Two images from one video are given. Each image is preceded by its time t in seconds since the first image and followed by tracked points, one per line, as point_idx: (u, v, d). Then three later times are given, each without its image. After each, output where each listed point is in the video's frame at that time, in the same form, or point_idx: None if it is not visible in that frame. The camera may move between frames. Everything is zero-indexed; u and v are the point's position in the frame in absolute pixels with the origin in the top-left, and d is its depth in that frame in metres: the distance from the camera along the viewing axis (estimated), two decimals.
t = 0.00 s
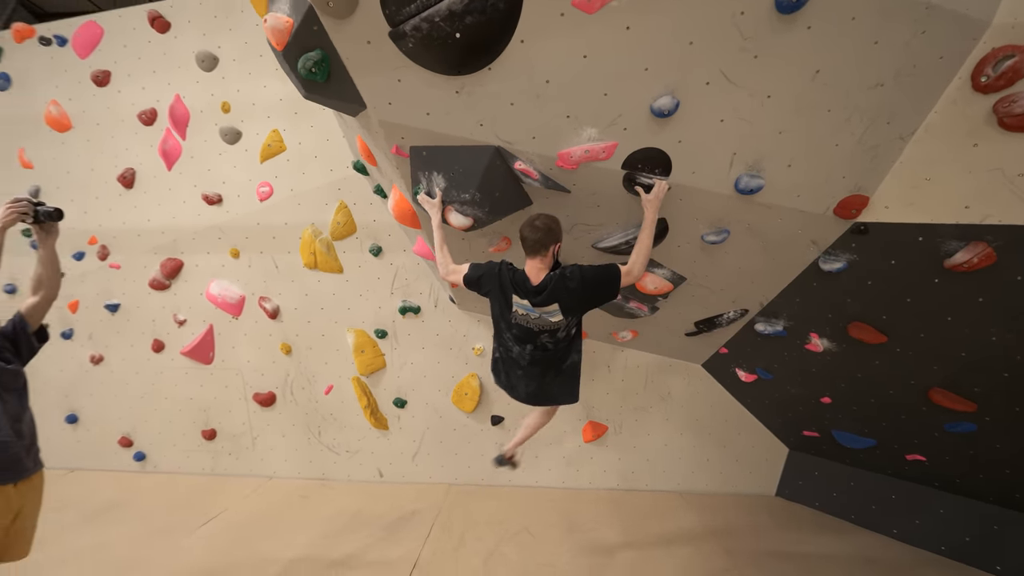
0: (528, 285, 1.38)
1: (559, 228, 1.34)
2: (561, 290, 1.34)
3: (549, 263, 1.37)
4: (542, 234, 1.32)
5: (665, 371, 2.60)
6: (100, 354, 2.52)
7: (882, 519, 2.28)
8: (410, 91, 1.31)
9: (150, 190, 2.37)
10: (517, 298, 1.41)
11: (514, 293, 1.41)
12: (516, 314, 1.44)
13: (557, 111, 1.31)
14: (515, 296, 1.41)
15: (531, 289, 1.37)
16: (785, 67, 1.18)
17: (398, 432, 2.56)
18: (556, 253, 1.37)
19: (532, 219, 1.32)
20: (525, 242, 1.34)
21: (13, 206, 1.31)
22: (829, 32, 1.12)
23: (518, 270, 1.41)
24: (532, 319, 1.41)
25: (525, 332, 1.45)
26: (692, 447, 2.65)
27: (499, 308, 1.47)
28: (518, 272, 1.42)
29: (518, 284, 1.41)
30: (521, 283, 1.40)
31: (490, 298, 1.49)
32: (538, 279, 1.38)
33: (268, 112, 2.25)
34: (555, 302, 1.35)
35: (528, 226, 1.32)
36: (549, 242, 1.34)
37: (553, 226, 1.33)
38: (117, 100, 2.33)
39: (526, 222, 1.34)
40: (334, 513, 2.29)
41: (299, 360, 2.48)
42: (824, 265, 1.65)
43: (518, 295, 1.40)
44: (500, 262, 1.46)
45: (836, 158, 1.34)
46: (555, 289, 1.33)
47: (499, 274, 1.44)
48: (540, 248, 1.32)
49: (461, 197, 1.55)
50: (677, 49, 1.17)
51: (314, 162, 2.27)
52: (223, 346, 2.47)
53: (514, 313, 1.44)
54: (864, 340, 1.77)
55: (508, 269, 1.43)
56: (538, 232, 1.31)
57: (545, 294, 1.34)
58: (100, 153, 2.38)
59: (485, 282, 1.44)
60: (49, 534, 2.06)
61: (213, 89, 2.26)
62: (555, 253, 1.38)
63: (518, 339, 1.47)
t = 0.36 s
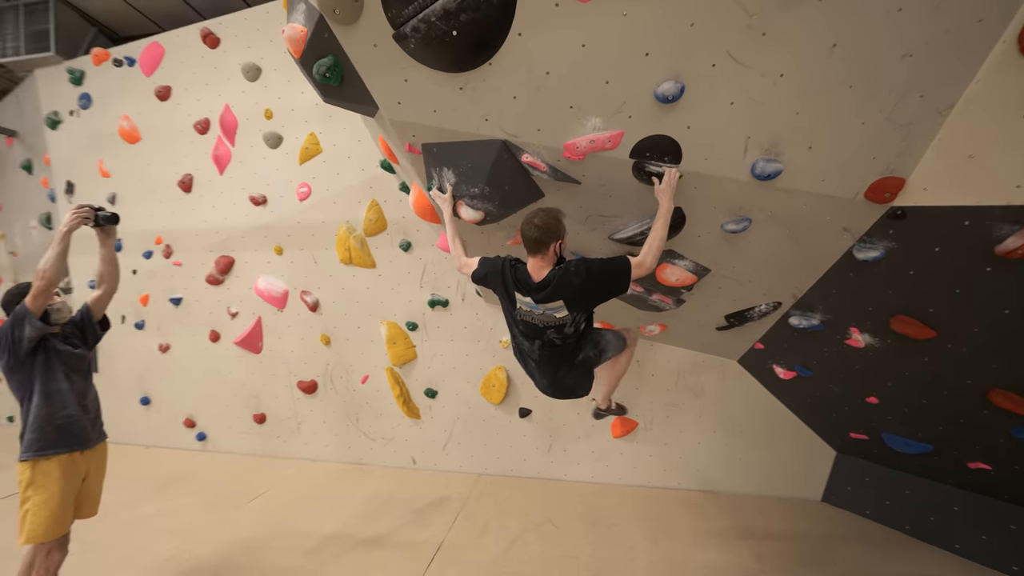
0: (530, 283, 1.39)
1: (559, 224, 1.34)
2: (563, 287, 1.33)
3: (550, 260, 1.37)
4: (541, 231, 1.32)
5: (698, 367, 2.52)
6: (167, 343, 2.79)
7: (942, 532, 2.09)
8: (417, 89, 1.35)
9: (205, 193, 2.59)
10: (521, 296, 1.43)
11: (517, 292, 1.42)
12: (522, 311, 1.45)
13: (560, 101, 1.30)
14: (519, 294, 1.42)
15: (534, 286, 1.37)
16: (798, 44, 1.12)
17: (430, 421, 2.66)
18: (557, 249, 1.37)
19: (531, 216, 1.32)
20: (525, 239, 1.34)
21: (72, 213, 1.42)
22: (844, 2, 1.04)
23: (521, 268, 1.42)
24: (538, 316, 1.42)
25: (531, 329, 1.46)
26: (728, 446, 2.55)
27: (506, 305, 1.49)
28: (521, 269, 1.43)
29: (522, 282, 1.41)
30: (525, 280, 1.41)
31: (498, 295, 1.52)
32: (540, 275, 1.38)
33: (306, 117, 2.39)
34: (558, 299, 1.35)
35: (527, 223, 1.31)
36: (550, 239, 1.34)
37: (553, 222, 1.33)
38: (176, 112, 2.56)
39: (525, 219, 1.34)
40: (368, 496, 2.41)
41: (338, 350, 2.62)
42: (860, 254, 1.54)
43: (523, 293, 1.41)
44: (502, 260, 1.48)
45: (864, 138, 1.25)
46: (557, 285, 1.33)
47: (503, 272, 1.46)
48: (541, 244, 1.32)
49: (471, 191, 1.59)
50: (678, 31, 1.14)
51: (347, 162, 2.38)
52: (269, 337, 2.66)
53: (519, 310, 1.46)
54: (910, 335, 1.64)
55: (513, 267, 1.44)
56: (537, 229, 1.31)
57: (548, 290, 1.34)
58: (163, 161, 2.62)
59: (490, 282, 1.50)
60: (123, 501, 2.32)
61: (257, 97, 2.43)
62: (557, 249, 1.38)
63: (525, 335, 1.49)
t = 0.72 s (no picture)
0: (516, 265, 1.35)
1: (549, 205, 1.32)
2: (553, 270, 1.29)
3: (540, 242, 1.34)
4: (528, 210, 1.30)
5: (717, 378, 2.43)
6: (194, 350, 2.91)
7: (990, 562, 1.91)
8: (413, 98, 1.38)
9: (231, 206, 2.71)
10: (507, 280, 1.40)
11: (504, 274, 1.39)
12: (506, 297, 1.41)
13: (552, 105, 1.30)
14: (505, 277, 1.39)
15: (522, 268, 1.33)
16: (792, 37, 1.07)
17: (443, 430, 2.65)
18: (548, 233, 1.34)
19: (520, 197, 1.32)
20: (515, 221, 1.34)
21: (92, 224, 1.52)
22: None
23: (508, 252, 1.39)
24: (522, 300, 1.38)
25: (515, 317, 1.42)
26: (751, 462, 2.43)
27: (492, 292, 1.46)
28: (509, 253, 1.40)
29: (508, 263, 1.38)
30: (511, 264, 1.37)
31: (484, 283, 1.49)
32: (528, 258, 1.35)
33: (324, 131, 2.48)
34: (546, 283, 1.31)
35: (515, 204, 1.31)
36: (539, 222, 1.32)
37: (541, 202, 1.31)
38: (206, 130, 2.70)
39: (515, 200, 1.34)
40: (379, 505, 2.42)
41: (353, 358, 2.67)
42: (877, 257, 1.45)
43: (509, 275, 1.37)
44: (492, 246, 1.47)
45: (871, 132, 1.18)
46: (546, 267, 1.28)
47: (492, 257, 1.44)
48: (527, 223, 1.30)
49: (469, 197, 1.61)
50: (666, 29, 1.11)
51: (363, 174, 2.45)
52: (289, 345, 2.74)
53: (504, 296, 1.42)
54: (939, 343, 1.53)
55: (502, 252, 1.42)
56: (523, 208, 1.30)
57: (535, 272, 1.30)
58: (194, 176, 2.77)
59: (477, 269, 1.48)
60: (148, 502, 2.41)
61: (279, 114, 2.54)
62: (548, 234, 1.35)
63: (509, 326, 1.44)
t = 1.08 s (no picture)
0: (512, 260, 1.34)
1: (552, 205, 1.32)
2: (550, 269, 1.27)
3: (536, 241, 1.33)
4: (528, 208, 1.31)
5: (744, 396, 2.31)
6: (225, 361, 3.02)
7: None
8: (415, 115, 1.39)
9: (259, 223, 2.81)
10: (502, 276, 1.37)
11: (499, 269, 1.37)
12: (499, 295, 1.38)
13: (552, 117, 1.27)
14: (500, 272, 1.37)
15: (517, 265, 1.32)
16: (800, 37, 1.01)
17: (461, 445, 2.63)
18: (548, 233, 1.33)
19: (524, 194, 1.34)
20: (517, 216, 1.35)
21: (123, 243, 1.59)
22: None
23: (506, 249, 1.38)
24: (515, 299, 1.34)
25: (505, 317, 1.38)
26: (784, 486, 2.28)
27: (485, 289, 1.43)
28: (507, 250, 1.39)
29: (506, 259, 1.36)
30: (508, 260, 1.35)
31: (479, 282, 1.47)
32: (525, 255, 1.34)
33: (346, 148, 2.55)
34: (541, 283, 1.28)
35: (517, 200, 1.33)
36: (538, 220, 1.31)
37: (543, 201, 1.31)
38: (237, 150, 2.83)
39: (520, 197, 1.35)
40: (396, 519, 2.41)
41: (373, 370, 2.69)
42: (911, 269, 1.34)
43: (504, 271, 1.35)
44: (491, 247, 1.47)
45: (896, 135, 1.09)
46: (544, 266, 1.27)
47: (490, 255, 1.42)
48: (525, 220, 1.31)
49: (474, 212, 1.62)
50: (666, 35, 1.07)
51: (381, 189, 2.49)
52: (312, 357, 2.80)
53: (496, 294, 1.39)
54: (987, 364, 1.38)
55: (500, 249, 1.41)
56: (523, 204, 1.31)
57: (530, 270, 1.29)
58: (226, 195, 2.90)
59: (473, 269, 1.48)
60: (178, 508, 2.50)
61: (303, 133, 2.63)
62: (548, 235, 1.34)
63: (498, 326, 1.40)
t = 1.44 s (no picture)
0: (528, 283, 1.34)
1: (568, 226, 1.30)
2: (563, 291, 1.25)
3: (550, 263, 1.32)
4: (544, 228, 1.31)
5: (772, 406, 2.23)
6: (254, 366, 3.12)
7: None
8: (427, 125, 1.40)
9: (286, 231, 2.90)
10: (518, 299, 1.37)
11: (515, 293, 1.37)
12: (516, 317, 1.39)
13: (562, 124, 1.26)
14: (517, 296, 1.37)
15: (533, 287, 1.32)
16: (817, 35, 0.96)
17: (481, 451, 2.63)
18: (564, 255, 1.32)
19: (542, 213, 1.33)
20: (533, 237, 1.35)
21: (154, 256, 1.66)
22: None
23: (522, 271, 1.39)
24: (532, 322, 1.35)
25: (525, 339, 1.38)
26: (815, 501, 2.19)
27: (504, 311, 1.44)
28: (523, 272, 1.39)
29: (521, 283, 1.36)
30: (523, 283, 1.36)
31: (497, 303, 1.48)
32: (540, 277, 1.34)
33: (368, 158, 2.60)
34: (557, 305, 1.27)
35: (535, 219, 1.33)
36: (553, 241, 1.30)
37: (558, 223, 1.30)
38: (266, 162, 2.93)
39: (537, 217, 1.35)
40: (416, 525, 2.42)
41: (395, 376, 2.73)
42: (947, 274, 1.26)
43: (521, 294, 1.36)
44: (506, 266, 1.47)
45: (925, 136, 1.03)
46: (557, 288, 1.26)
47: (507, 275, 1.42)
48: (538, 242, 1.30)
49: (486, 220, 1.62)
50: (675, 37, 1.04)
51: (402, 198, 2.53)
52: (336, 363, 2.86)
53: (514, 316, 1.40)
54: None
55: (517, 271, 1.42)
56: (539, 224, 1.31)
57: (546, 292, 1.28)
58: (255, 205, 3.00)
59: (489, 289, 1.49)
60: (208, 508, 2.58)
61: (327, 143, 2.69)
62: (563, 256, 1.33)
63: (519, 348, 1.40)
